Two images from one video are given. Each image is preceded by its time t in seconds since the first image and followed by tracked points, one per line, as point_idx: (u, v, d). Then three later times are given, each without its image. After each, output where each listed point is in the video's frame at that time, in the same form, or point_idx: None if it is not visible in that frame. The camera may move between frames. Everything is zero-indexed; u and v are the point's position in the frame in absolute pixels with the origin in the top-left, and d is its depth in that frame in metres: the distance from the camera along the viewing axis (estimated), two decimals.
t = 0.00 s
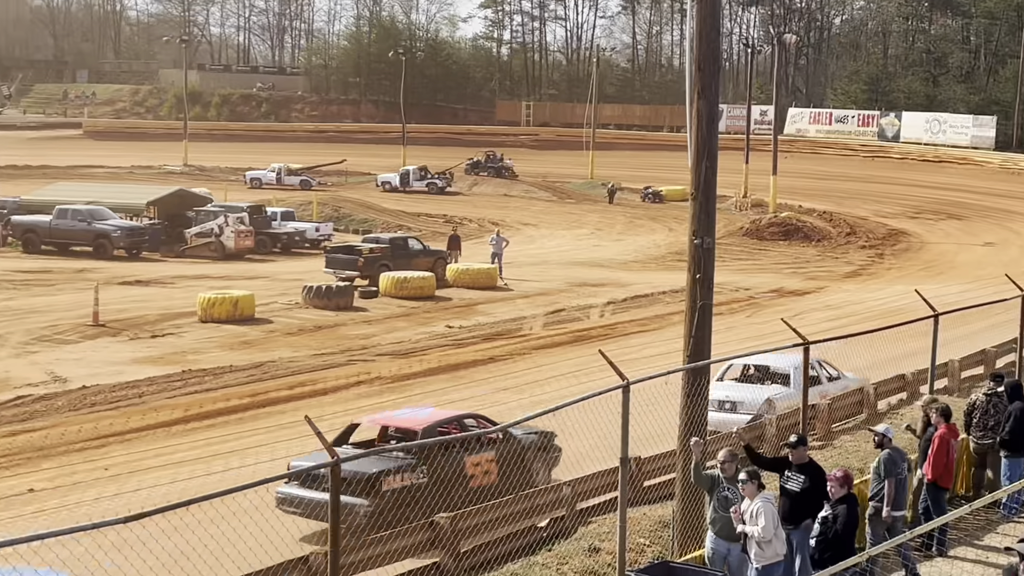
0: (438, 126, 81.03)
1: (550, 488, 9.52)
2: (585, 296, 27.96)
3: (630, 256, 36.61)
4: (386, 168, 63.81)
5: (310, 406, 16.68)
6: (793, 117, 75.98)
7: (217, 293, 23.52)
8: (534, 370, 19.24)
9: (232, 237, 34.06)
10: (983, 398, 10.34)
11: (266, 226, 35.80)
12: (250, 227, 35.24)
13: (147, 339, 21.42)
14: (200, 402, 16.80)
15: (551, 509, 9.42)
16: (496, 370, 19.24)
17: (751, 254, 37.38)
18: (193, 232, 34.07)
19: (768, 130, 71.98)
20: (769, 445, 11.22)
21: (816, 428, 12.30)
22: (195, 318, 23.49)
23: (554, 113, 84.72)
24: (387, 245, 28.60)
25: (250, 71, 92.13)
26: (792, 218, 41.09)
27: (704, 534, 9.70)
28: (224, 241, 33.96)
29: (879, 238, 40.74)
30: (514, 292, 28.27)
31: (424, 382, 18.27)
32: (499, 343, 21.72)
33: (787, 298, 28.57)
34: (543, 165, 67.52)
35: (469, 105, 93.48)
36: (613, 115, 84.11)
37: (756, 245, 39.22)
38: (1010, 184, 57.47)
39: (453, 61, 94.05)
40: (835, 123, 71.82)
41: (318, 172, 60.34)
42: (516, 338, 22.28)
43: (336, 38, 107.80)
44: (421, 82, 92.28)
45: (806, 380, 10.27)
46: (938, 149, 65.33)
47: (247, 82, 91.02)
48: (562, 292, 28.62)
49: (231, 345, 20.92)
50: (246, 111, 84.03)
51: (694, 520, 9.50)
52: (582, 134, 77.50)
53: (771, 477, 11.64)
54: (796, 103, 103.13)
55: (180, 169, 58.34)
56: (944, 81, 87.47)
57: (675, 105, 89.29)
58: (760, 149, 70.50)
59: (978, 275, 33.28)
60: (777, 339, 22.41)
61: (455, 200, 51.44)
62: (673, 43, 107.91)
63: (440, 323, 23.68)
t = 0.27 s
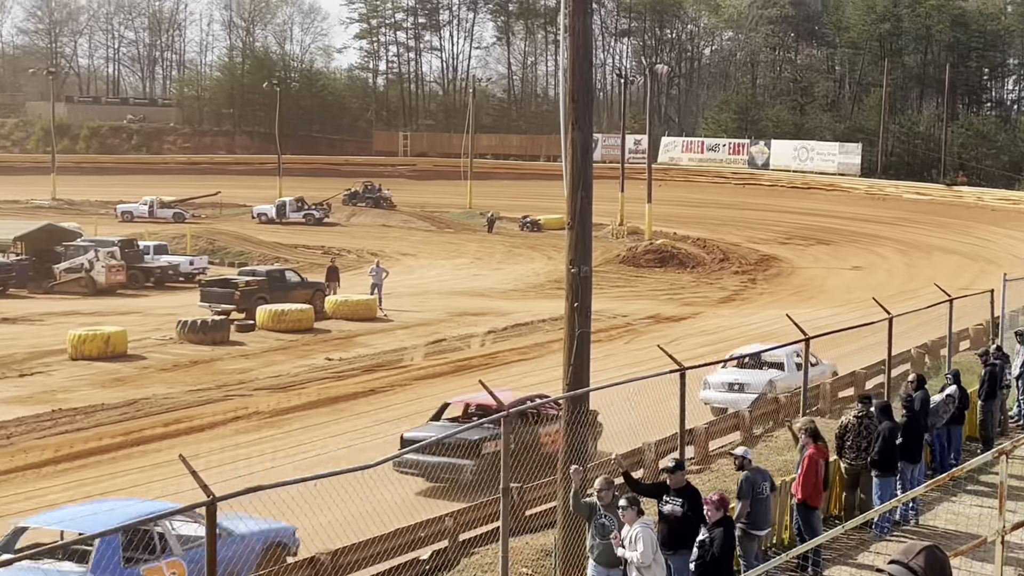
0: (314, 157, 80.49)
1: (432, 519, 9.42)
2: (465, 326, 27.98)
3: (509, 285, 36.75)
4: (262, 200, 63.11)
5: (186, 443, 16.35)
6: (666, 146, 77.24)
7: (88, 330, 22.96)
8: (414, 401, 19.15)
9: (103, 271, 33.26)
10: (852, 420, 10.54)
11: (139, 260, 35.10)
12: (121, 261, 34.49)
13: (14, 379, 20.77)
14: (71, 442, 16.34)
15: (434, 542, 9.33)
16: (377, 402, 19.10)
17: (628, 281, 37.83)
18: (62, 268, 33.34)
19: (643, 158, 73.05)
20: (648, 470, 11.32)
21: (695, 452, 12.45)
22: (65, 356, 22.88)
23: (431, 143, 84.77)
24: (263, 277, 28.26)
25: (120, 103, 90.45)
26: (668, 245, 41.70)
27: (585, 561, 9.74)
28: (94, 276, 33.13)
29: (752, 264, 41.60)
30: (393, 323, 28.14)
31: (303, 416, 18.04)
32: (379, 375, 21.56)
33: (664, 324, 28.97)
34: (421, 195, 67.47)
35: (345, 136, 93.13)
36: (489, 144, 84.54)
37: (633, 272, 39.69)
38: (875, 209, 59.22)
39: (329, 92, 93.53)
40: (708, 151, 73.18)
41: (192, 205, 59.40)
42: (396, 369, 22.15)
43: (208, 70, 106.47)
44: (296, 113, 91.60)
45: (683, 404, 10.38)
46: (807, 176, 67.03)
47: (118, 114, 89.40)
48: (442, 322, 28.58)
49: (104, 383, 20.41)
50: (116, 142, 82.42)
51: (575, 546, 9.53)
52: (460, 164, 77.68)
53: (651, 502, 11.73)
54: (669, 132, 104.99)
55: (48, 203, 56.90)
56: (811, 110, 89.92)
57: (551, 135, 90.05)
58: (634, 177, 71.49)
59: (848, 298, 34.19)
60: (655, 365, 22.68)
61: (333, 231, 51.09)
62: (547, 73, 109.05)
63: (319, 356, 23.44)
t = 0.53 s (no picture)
0: (237, 179, 79.87)
1: (360, 543, 9.33)
2: (390, 347, 27.87)
3: (434, 306, 36.69)
4: (183, 222, 62.44)
5: (106, 470, 16.07)
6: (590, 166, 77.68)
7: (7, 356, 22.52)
8: (340, 424, 19.01)
9: (21, 296, 32.75)
10: (773, 436, 10.64)
11: (57, 285, 34.53)
12: (39, 286, 33.90)
13: None
14: None
15: (359, 565, 9.25)
16: (301, 425, 18.93)
17: (554, 300, 37.94)
18: None
19: (567, 178, 73.48)
20: (574, 489, 11.33)
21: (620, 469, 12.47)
22: None
23: (355, 164, 84.54)
24: (185, 301, 27.94)
25: (37, 125, 89.13)
26: (593, 264, 41.92)
27: None
28: (11, 301, 32.62)
29: (676, 282, 41.96)
30: (318, 345, 27.94)
31: (227, 440, 17.82)
32: (303, 398, 21.36)
33: (589, 343, 29.10)
34: (346, 216, 67.19)
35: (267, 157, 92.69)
36: (413, 165, 84.50)
37: (558, 291, 39.84)
38: (795, 227, 60.07)
39: (250, 113, 92.89)
40: (630, 171, 73.73)
41: (111, 228, 58.59)
42: (322, 392, 21.96)
43: (127, 92, 105.13)
44: (217, 134, 90.88)
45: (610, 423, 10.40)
46: (729, 195, 67.82)
47: (35, 137, 88.00)
48: (367, 343, 28.44)
49: (21, 410, 20.01)
50: (33, 166, 81.09)
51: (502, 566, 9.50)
52: (384, 185, 77.52)
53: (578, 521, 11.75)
54: (592, 152, 105.67)
55: None
56: (731, 129, 91.03)
57: (475, 155, 90.20)
58: (559, 197, 71.85)
59: (770, 315, 34.61)
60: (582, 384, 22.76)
61: (256, 253, 50.67)
62: (470, 94, 109.27)
63: (243, 379, 23.17)
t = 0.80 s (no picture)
0: (186, 194, 79.31)
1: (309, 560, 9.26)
2: (342, 362, 27.76)
3: (387, 320, 36.58)
4: (132, 238, 61.87)
5: (55, 489, 15.87)
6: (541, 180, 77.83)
7: None
8: (291, 440, 18.89)
9: None
10: (722, 448, 10.65)
11: (4, 301, 34.06)
12: None
13: None
14: None
15: None
16: (253, 441, 18.80)
17: (506, 314, 37.96)
18: None
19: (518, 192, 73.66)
20: (527, 501, 11.34)
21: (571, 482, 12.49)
22: None
23: (306, 178, 84.20)
24: (134, 316, 27.73)
25: None
26: (545, 278, 42.01)
27: None
28: None
29: (628, 295, 42.13)
30: (269, 361, 27.76)
31: (178, 458, 17.65)
32: (255, 414, 21.21)
33: (541, 356, 29.13)
34: (297, 231, 66.86)
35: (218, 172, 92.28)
36: (366, 179, 84.35)
37: (511, 305, 39.88)
38: (745, 240, 60.53)
39: (201, 127, 92.35)
40: (582, 185, 73.97)
41: (59, 244, 57.93)
42: (273, 408, 21.82)
43: (74, 107, 104.12)
44: (167, 148, 90.23)
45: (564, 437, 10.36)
46: (680, 208, 68.24)
47: None
48: (320, 358, 28.29)
49: None
50: None
51: None
52: (335, 200, 77.26)
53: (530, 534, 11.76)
54: (544, 165, 106.01)
55: None
56: (682, 143, 91.68)
57: (427, 169, 90.13)
58: (511, 210, 71.99)
59: (721, 328, 34.83)
60: (535, 397, 22.78)
61: (206, 269, 50.30)
62: (422, 108, 109.31)
63: (193, 396, 22.96)
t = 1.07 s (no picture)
0: (150, 204, 78.80)
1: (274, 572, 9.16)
2: (308, 373, 27.65)
3: (353, 331, 36.48)
4: (95, 249, 61.47)
5: (17, 502, 15.70)
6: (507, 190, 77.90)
7: None
8: (256, 452, 18.78)
9: None
10: (686, 457, 10.65)
11: None
12: None
13: None
14: None
15: None
16: (217, 453, 18.69)
17: (473, 324, 37.96)
18: None
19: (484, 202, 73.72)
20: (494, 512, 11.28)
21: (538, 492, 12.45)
22: None
23: (271, 189, 83.92)
24: (97, 328, 27.53)
25: None
26: (511, 288, 42.03)
27: None
28: None
29: (594, 304, 42.22)
30: (234, 372, 27.63)
31: (142, 470, 17.52)
32: (220, 425, 21.09)
33: (508, 366, 29.14)
34: (262, 241, 66.57)
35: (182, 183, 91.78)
36: (331, 190, 84.13)
37: (477, 315, 39.87)
38: (710, 250, 60.82)
39: (165, 137, 91.84)
40: (548, 195, 74.11)
41: (21, 254, 57.45)
42: (238, 419, 21.70)
43: (36, 117, 103.34)
44: (130, 159, 89.66)
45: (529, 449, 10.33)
46: (645, 218, 68.51)
47: None
48: (285, 369, 28.17)
49: None
50: None
51: None
52: (300, 210, 77.04)
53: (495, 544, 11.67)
54: (510, 175, 106.20)
55: None
56: (648, 153, 92.10)
57: (392, 180, 89.90)
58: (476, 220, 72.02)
59: (687, 336, 34.96)
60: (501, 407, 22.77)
61: (171, 280, 50.02)
62: (387, 118, 109.31)
63: (158, 407, 22.81)
